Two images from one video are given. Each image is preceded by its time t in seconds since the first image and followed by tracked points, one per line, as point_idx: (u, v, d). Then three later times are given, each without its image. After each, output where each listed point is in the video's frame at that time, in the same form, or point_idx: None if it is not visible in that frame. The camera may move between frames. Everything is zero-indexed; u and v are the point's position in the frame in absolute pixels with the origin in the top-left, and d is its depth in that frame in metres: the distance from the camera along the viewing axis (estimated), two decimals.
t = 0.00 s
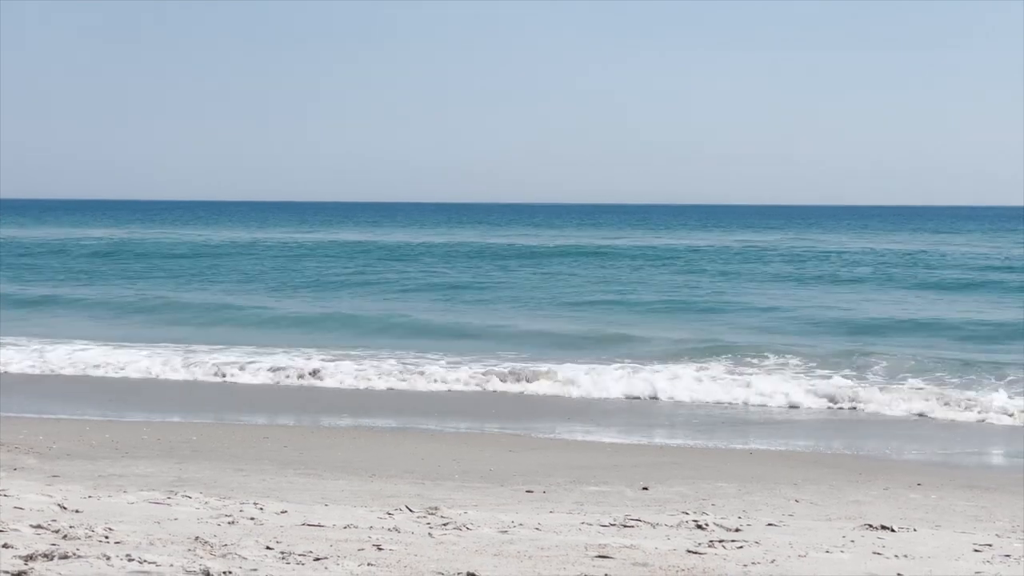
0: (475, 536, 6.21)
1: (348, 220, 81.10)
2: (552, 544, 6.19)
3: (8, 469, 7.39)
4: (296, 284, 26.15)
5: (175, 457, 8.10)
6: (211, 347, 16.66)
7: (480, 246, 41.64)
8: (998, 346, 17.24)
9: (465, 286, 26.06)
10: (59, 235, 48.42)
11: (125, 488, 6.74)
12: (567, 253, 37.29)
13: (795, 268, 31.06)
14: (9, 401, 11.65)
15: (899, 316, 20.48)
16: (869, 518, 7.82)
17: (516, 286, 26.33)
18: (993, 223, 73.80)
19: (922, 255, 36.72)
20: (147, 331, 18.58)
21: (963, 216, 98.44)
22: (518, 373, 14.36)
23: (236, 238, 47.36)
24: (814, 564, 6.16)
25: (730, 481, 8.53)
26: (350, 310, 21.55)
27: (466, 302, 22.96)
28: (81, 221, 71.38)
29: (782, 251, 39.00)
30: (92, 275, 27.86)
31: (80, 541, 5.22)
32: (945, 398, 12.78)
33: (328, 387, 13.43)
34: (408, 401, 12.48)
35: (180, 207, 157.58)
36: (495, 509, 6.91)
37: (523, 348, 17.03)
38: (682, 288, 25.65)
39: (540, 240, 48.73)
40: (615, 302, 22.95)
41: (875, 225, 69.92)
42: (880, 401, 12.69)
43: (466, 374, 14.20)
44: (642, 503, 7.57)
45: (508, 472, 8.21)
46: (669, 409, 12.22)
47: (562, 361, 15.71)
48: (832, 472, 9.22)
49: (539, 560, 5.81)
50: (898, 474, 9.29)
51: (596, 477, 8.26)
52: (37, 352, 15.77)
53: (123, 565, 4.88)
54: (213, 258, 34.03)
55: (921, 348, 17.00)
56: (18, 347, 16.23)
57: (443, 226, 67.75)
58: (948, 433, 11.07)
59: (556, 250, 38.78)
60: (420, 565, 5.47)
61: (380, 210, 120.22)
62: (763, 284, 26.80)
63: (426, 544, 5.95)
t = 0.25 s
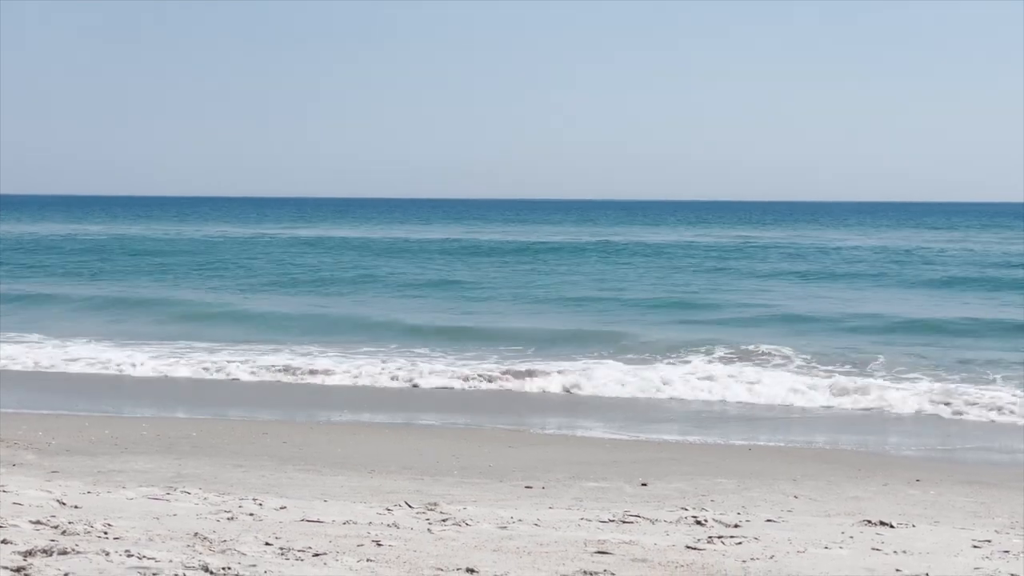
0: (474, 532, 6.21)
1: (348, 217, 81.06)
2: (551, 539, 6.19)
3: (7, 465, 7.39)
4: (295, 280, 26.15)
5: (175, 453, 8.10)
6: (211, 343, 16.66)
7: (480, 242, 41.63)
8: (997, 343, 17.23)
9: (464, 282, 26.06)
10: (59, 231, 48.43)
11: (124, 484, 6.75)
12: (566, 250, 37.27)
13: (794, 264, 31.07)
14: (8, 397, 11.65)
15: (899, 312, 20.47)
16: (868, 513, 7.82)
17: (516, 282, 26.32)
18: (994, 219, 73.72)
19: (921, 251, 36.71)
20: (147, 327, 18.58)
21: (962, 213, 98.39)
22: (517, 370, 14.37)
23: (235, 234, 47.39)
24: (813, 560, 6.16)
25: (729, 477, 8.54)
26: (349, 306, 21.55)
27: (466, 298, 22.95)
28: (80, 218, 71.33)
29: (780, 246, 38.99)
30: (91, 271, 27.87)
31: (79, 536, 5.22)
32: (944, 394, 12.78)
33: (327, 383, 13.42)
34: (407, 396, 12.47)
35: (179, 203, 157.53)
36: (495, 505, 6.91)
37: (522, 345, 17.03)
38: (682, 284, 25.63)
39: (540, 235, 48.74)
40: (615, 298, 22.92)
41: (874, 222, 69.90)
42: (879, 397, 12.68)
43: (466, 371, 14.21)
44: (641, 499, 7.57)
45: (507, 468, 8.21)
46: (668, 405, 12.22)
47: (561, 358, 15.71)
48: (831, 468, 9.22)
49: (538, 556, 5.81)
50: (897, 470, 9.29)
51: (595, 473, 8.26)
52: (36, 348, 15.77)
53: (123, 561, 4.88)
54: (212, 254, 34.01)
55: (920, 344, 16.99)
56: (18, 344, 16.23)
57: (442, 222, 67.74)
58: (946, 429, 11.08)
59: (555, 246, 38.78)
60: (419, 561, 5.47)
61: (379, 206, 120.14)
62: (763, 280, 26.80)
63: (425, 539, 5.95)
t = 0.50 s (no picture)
0: (473, 528, 6.22)
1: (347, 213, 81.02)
2: (550, 535, 6.20)
3: (6, 460, 7.39)
4: (294, 276, 26.15)
5: (174, 449, 8.11)
6: (210, 340, 16.67)
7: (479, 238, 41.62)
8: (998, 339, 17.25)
9: (465, 279, 26.06)
10: (59, 228, 48.45)
11: (122, 479, 6.76)
12: (566, 246, 37.23)
13: (793, 261, 31.06)
14: (8, 393, 11.66)
15: (899, 309, 20.46)
16: (866, 509, 7.83)
17: (516, 278, 26.32)
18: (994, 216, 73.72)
19: (920, 248, 36.69)
20: (146, 323, 18.59)
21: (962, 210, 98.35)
22: (516, 367, 14.36)
23: (235, 231, 47.39)
24: (812, 556, 6.17)
25: (728, 473, 8.55)
26: (348, 303, 21.55)
27: (466, 295, 22.95)
28: (79, 213, 71.25)
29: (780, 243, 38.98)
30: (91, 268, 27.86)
31: (78, 532, 5.23)
32: (943, 391, 12.79)
33: (327, 379, 13.44)
34: (407, 393, 12.49)
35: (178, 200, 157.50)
36: (494, 500, 6.92)
37: (522, 341, 17.03)
38: (682, 281, 25.66)
39: (539, 232, 48.75)
40: (615, 295, 22.93)
41: (874, 219, 69.88)
42: (877, 393, 12.70)
43: (466, 369, 14.22)
44: (640, 495, 7.58)
45: (506, 464, 8.21)
46: (667, 400, 12.24)
47: (561, 355, 15.73)
48: (829, 463, 9.24)
49: (538, 551, 5.82)
50: (895, 466, 9.31)
51: (594, 468, 8.27)
52: (35, 346, 15.77)
53: (121, 556, 4.89)
54: (211, 250, 34.00)
55: (920, 341, 17.01)
56: (17, 341, 16.23)
57: (441, 219, 67.70)
58: (946, 425, 11.08)
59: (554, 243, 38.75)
60: (419, 557, 5.47)
61: (381, 204, 119.98)
62: (761, 276, 26.80)
63: (424, 535, 5.96)
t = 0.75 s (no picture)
0: (472, 523, 6.21)
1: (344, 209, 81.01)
2: (550, 531, 6.20)
3: (6, 456, 7.38)
4: (293, 272, 26.13)
5: (173, 445, 8.11)
6: (209, 336, 16.66)
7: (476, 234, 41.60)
8: (997, 336, 17.26)
9: (464, 275, 26.06)
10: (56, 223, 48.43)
11: (121, 475, 6.75)
12: (564, 243, 37.21)
13: (790, 257, 31.06)
14: (6, 389, 11.65)
15: (898, 306, 20.45)
16: (865, 505, 7.83)
17: (515, 274, 26.31)
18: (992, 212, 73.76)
19: (918, 244, 36.71)
20: (145, 319, 18.57)
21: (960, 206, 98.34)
22: (515, 365, 14.35)
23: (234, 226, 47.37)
24: (811, 551, 6.17)
25: (727, 469, 8.55)
26: (346, 299, 21.53)
27: (465, 291, 22.94)
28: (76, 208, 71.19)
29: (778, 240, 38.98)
30: (88, 263, 27.82)
31: (78, 527, 5.23)
32: (942, 388, 12.78)
33: (326, 375, 13.43)
34: (406, 388, 12.49)
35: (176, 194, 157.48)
36: (493, 496, 6.92)
37: (521, 337, 17.03)
38: (682, 277, 25.67)
39: (537, 228, 48.77)
40: (614, 291, 22.93)
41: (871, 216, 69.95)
42: (876, 390, 12.71)
43: (465, 366, 14.21)
44: (639, 490, 7.58)
45: (505, 459, 8.21)
46: (665, 397, 12.24)
47: (560, 352, 15.73)
48: (828, 459, 9.24)
49: (537, 547, 5.82)
50: (894, 462, 9.31)
51: (593, 464, 8.26)
52: (33, 343, 15.74)
53: (121, 551, 4.89)
54: (209, 245, 33.98)
55: (919, 338, 17.02)
56: (15, 337, 16.20)
57: (439, 216, 67.73)
58: (945, 421, 11.07)
59: (552, 239, 38.72)
60: (419, 552, 5.47)
61: (379, 199, 119.92)
62: (759, 272, 26.81)
63: (423, 531, 5.95)
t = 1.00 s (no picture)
0: (472, 520, 6.22)
1: (341, 206, 80.96)
2: (550, 527, 6.20)
3: (6, 452, 7.39)
4: (293, 269, 26.15)
5: (173, 441, 8.12)
6: (209, 333, 16.67)
7: (475, 231, 41.60)
8: (997, 333, 17.27)
9: (464, 272, 26.06)
10: (54, 219, 48.38)
11: (122, 471, 6.76)
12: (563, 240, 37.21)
13: (789, 255, 31.07)
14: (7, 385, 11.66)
15: (898, 303, 20.45)
16: (865, 501, 7.83)
17: (515, 271, 26.32)
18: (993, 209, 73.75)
19: (917, 241, 36.74)
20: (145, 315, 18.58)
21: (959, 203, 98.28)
22: (514, 363, 14.36)
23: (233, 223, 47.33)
24: (811, 548, 6.18)
25: (727, 466, 8.55)
26: (346, 296, 21.54)
27: (465, 288, 22.94)
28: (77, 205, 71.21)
29: (777, 237, 39.00)
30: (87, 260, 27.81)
31: (78, 524, 5.24)
32: (942, 385, 12.78)
33: (326, 372, 13.44)
34: (406, 385, 12.49)
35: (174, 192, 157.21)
36: (493, 492, 6.93)
37: (521, 334, 17.04)
38: (683, 275, 25.67)
39: (536, 225, 48.73)
40: (615, 288, 22.93)
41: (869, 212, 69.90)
42: (876, 387, 12.71)
43: (465, 364, 14.21)
44: (639, 487, 7.59)
45: (505, 456, 8.21)
46: (666, 393, 12.24)
47: (561, 349, 15.74)
48: (828, 456, 9.24)
49: (537, 544, 5.83)
50: (894, 458, 9.32)
51: (593, 461, 8.27)
52: (33, 340, 15.74)
53: (121, 548, 4.90)
54: (208, 242, 33.96)
55: (919, 336, 17.02)
56: (14, 335, 16.21)
57: (436, 212, 67.67)
58: (945, 418, 11.08)
59: (551, 235, 38.72)
60: (418, 549, 5.48)
61: (381, 196, 119.97)
62: (760, 270, 26.83)
63: (423, 528, 5.96)
